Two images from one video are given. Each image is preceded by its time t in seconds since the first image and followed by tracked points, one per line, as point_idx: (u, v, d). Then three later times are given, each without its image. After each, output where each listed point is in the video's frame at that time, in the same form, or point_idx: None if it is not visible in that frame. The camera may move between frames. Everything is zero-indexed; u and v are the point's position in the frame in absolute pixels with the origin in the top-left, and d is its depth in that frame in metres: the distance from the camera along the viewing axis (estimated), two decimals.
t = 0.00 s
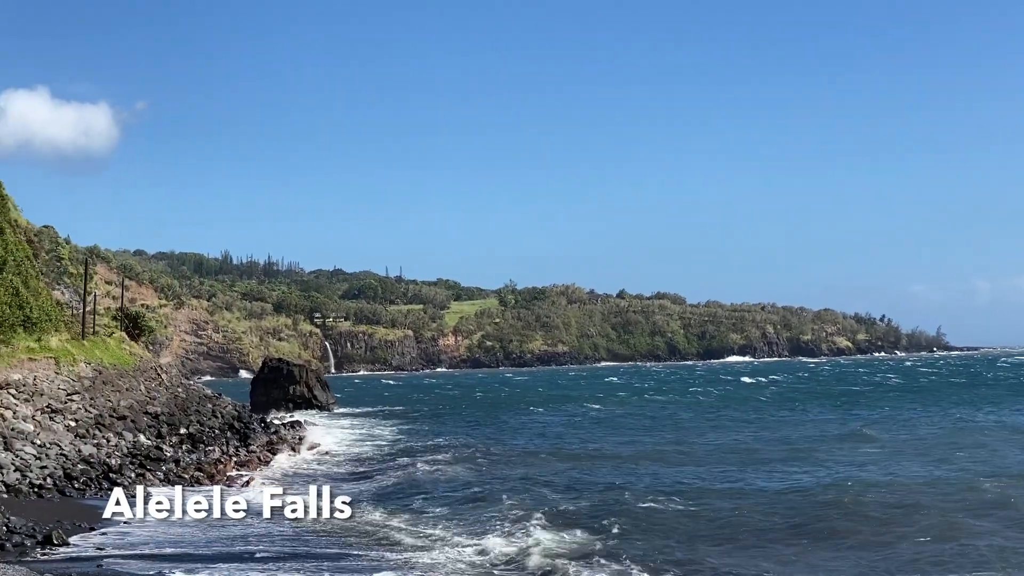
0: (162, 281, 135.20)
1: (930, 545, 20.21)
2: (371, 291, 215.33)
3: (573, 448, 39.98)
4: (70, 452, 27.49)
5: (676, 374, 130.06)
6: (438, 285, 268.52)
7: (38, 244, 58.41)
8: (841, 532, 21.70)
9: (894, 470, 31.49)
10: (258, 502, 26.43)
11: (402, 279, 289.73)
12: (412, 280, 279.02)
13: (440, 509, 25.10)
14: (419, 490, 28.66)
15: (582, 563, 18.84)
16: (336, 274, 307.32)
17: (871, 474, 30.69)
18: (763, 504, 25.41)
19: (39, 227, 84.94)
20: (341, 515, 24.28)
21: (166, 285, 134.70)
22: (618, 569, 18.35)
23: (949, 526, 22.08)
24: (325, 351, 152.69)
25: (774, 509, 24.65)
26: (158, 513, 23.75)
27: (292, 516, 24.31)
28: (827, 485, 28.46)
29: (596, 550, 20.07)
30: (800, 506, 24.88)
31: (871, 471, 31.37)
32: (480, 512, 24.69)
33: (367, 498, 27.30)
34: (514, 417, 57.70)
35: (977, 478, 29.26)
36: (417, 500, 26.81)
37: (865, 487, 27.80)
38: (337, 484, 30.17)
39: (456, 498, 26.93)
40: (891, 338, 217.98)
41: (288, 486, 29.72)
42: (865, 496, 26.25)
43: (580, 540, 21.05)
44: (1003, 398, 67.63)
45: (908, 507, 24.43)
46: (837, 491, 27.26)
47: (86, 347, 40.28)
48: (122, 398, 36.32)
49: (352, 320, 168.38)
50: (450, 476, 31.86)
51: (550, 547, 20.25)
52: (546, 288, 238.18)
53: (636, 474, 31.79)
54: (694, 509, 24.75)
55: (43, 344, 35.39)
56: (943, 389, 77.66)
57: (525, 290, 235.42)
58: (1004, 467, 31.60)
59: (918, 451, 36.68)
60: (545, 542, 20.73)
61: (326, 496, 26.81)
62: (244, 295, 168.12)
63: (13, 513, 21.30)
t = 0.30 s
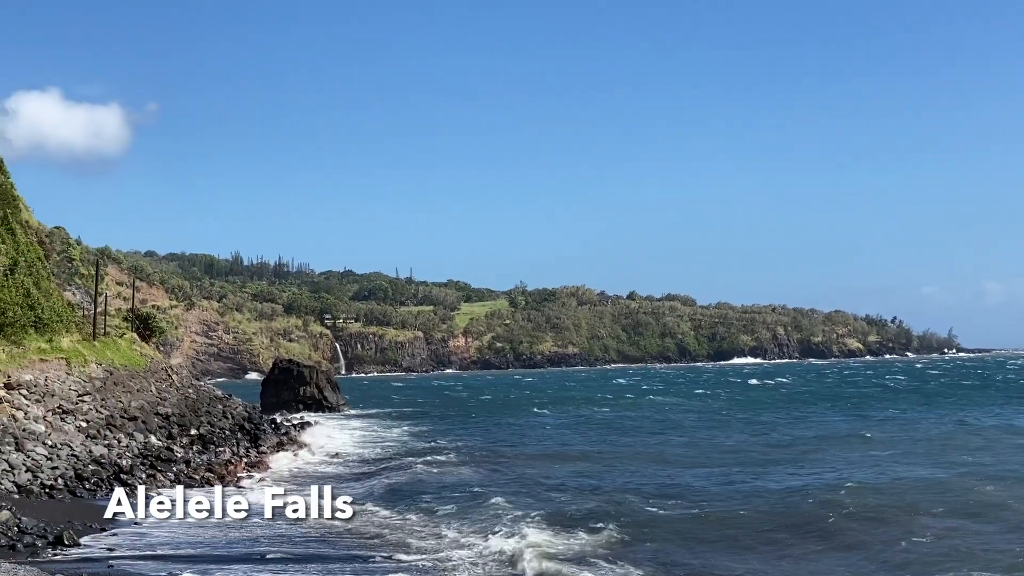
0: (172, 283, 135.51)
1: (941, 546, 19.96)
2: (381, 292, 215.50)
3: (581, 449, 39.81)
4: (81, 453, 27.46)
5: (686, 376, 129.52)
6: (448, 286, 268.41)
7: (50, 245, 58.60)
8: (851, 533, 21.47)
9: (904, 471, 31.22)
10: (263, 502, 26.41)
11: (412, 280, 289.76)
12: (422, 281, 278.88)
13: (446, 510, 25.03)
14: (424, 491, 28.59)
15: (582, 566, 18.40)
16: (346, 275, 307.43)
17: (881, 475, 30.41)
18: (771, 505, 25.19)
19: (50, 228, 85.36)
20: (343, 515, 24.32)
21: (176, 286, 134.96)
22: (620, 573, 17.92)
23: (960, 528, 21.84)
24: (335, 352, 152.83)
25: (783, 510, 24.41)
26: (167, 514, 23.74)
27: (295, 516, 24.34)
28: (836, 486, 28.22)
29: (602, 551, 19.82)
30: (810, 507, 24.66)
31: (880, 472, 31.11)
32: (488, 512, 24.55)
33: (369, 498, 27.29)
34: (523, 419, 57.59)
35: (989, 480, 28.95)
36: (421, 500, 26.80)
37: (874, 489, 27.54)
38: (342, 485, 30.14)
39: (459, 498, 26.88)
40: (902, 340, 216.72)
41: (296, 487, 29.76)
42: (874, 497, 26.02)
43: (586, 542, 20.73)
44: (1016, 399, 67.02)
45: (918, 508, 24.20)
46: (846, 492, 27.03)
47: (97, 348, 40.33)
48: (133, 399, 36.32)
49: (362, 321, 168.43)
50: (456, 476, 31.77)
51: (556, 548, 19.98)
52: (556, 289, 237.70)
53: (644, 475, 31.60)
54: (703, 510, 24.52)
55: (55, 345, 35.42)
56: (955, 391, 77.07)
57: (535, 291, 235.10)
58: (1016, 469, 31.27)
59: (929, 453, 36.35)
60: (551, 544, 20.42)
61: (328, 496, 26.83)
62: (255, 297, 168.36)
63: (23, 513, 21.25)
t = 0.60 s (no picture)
0: (179, 283, 135.71)
1: (943, 546, 19.97)
2: (387, 292, 215.62)
3: (587, 449, 39.70)
4: (87, 453, 27.46)
5: (692, 376, 129.25)
6: (454, 286, 268.35)
7: (57, 246, 58.72)
8: (859, 534, 21.28)
9: (912, 472, 30.99)
10: (266, 502, 26.38)
11: (418, 281, 289.86)
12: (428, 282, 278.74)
13: (450, 510, 24.94)
14: (429, 491, 28.50)
15: (585, 569, 18.10)
16: (353, 276, 307.50)
17: (889, 476, 30.20)
18: (778, 506, 25.00)
19: (57, 228, 85.58)
20: (344, 514, 24.29)
21: (183, 286, 135.12)
22: None
23: (970, 529, 21.65)
24: (341, 353, 152.96)
25: (790, 511, 24.22)
26: (174, 514, 23.75)
27: (297, 516, 24.31)
28: (843, 487, 28.02)
29: (603, 552, 19.65)
30: (817, 508, 24.48)
31: (888, 473, 30.92)
32: (492, 513, 24.46)
33: (373, 498, 27.23)
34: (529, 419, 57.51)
35: (998, 481, 28.74)
36: (424, 501, 26.75)
37: (882, 490, 27.34)
38: (347, 485, 30.11)
39: (463, 499, 26.81)
40: (909, 341, 215.88)
41: (300, 487, 29.78)
42: (881, 499, 25.84)
43: (591, 544, 20.48)
44: None
45: (926, 510, 24.00)
46: (855, 493, 26.84)
47: (104, 348, 40.37)
48: (139, 399, 36.33)
49: (369, 322, 168.56)
50: (461, 477, 31.68)
51: (562, 550, 19.75)
52: (563, 290, 237.60)
53: (650, 475, 31.45)
54: (710, 512, 24.30)
55: (61, 344, 35.44)
56: (963, 393, 76.74)
57: (541, 292, 235.02)
58: None
59: (936, 454, 36.11)
60: (555, 546, 20.17)
61: (330, 497, 26.77)
62: (262, 297, 168.63)
63: (29, 513, 21.21)
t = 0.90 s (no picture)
0: (181, 282, 135.72)
1: (944, 546, 19.98)
2: (390, 292, 215.60)
3: (590, 450, 39.57)
4: (89, 452, 27.42)
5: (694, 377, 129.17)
6: (457, 286, 268.32)
7: (59, 245, 58.65)
8: (867, 535, 21.12)
9: (916, 474, 30.85)
10: (268, 502, 26.28)
11: (420, 281, 289.85)
12: (430, 282, 278.74)
13: (454, 511, 24.85)
14: (432, 492, 28.41)
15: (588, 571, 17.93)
16: (355, 275, 307.73)
17: (893, 478, 30.04)
18: (785, 507, 24.84)
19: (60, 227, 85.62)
20: (345, 515, 24.19)
21: (186, 285, 135.15)
22: None
23: (977, 530, 21.51)
24: (343, 352, 153.00)
25: (795, 512, 24.08)
26: (176, 513, 23.70)
27: (299, 515, 24.25)
28: (848, 488, 27.87)
29: (600, 552, 19.54)
30: (822, 510, 24.34)
31: (892, 474, 30.75)
32: (497, 513, 24.36)
33: (375, 498, 27.14)
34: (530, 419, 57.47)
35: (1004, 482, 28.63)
36: (426, 501, 26.65)
37: (887, 491, 27.20)
38: (349, 485, 30.03)
39: (466, 499, 26.70)
40: (911, 342, 215.52)
41: (303, 486, 29.71)
42: (888, 500, 25.68)
43: (596, 545, 20.30)
44: None
45: (927, 511, 23.98)
46: (859, 494, 26.70)
47: (106, 347, 40.35)
48: (141, 398, 36.30)
49: (371, 321, 168.55)
50: (464, 477, 31.54)
51: (565, 551, 19.57)
52: (565, 289, 237.60)
53: (653, 476, 31.32)
54: (715, 513, 24.18)
55: (63, 343, 35.42)
56: (965, 394, 76.67)
57: (543, 292, 235.03)
58: None
59: (939, 455, 35.99)
60: (560, 547, 20.00)
61: (332, 499, 26.66)
62: (264, 296, 168.65)
63: (31, 512, 21.15)
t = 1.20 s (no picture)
0: (180, 281, 135.64)
1: (938, 547, 20.07)
2: (389, 292, 215.64)
3: (589, 450, 39.56)
4: (88, 451, 27.42)
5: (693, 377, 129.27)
6: (456, 286, 268.30)
7: (58, 244, 58.67)
8: (868, 536, 21.11)
9: (916, 475, 30.86)
10: (265, 501, 26.24)
11: (420, 281, 289.77)
12: (429, 282, 278.71)
13: (453, 511, 24.82)
14: (430, 491, 28.37)
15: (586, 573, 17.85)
16: (354, 275, 307.82)
17: (894, 479, 30.02)
18: (785, 508, 24.83)
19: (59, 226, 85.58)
20: (346, 515, 24.09)
21: (185, 284, 135.05)
22: None
23: (978, 532, 21.50)
24: (342, 352, 153.03)
25: (797, 513, 24.05)
26: (174, 513, 23.63)
27: (297, 515, 24.25)
28: (850, 489, 27.84)
29: (595, 553, 19.51)
30: (823, 511, 24.32)
31: (893, 476, 30.74)
32: (496, 513, 24.34)
33: (374, 498, 27.10)
34: (529, 419, 57.47)
35: (1005, 484, 28.63)
36: (424, 500, 26.62)
37: (888, 493, 27.17)
38: (347, 484, 30.02)
39: (464, 499, 26.67)
40: (910, 343, 215.41)
41: (302, 486, 29.63)
42: (889, 501, 25.67)
43: (595, 546, 20.23)
44: None
45: (921, 511, 24.10)
46: (861, 495, 26.68)
47: (104, 346, 40.31)
48: (140, 397, 36.30)
49: (370, 320, 168.47)
50: (463, 477, 31.50)
51: (563, 552, 19.51)
52: (564, 290, 237.66)
53: (653, 477, 31.29)
54: (716, 514, 24.17)
55: (62, 342, 35.39)
56: (964, 395, 76.80)
57: (542, 292, 235.03)
58: None
59: (939, 456, 36.03)
60: (558, 548, 19.95)
61: (331, 499, 26.65)
62: (263, 295, 168.47)
63: (29, 511, 21.10)
